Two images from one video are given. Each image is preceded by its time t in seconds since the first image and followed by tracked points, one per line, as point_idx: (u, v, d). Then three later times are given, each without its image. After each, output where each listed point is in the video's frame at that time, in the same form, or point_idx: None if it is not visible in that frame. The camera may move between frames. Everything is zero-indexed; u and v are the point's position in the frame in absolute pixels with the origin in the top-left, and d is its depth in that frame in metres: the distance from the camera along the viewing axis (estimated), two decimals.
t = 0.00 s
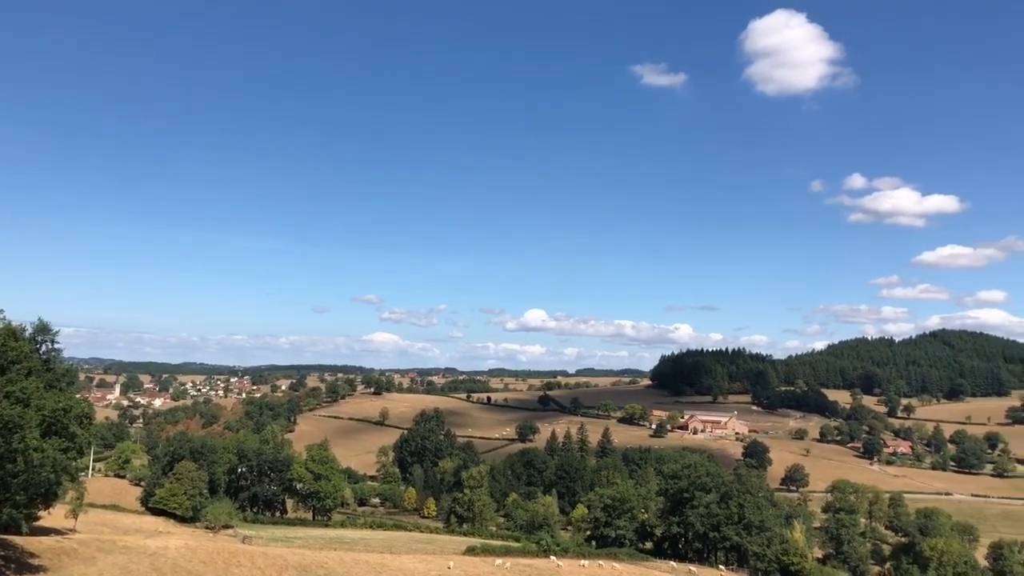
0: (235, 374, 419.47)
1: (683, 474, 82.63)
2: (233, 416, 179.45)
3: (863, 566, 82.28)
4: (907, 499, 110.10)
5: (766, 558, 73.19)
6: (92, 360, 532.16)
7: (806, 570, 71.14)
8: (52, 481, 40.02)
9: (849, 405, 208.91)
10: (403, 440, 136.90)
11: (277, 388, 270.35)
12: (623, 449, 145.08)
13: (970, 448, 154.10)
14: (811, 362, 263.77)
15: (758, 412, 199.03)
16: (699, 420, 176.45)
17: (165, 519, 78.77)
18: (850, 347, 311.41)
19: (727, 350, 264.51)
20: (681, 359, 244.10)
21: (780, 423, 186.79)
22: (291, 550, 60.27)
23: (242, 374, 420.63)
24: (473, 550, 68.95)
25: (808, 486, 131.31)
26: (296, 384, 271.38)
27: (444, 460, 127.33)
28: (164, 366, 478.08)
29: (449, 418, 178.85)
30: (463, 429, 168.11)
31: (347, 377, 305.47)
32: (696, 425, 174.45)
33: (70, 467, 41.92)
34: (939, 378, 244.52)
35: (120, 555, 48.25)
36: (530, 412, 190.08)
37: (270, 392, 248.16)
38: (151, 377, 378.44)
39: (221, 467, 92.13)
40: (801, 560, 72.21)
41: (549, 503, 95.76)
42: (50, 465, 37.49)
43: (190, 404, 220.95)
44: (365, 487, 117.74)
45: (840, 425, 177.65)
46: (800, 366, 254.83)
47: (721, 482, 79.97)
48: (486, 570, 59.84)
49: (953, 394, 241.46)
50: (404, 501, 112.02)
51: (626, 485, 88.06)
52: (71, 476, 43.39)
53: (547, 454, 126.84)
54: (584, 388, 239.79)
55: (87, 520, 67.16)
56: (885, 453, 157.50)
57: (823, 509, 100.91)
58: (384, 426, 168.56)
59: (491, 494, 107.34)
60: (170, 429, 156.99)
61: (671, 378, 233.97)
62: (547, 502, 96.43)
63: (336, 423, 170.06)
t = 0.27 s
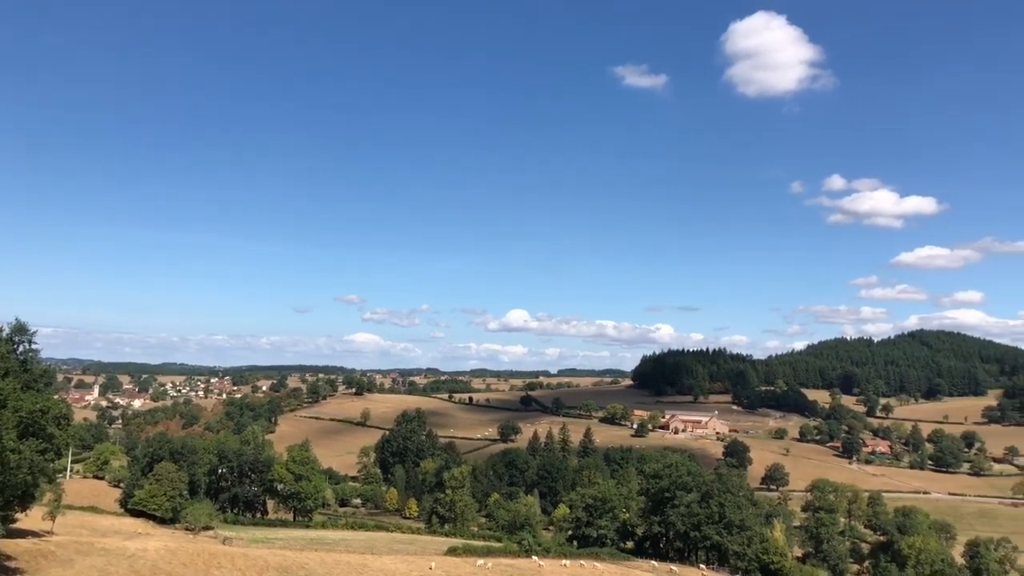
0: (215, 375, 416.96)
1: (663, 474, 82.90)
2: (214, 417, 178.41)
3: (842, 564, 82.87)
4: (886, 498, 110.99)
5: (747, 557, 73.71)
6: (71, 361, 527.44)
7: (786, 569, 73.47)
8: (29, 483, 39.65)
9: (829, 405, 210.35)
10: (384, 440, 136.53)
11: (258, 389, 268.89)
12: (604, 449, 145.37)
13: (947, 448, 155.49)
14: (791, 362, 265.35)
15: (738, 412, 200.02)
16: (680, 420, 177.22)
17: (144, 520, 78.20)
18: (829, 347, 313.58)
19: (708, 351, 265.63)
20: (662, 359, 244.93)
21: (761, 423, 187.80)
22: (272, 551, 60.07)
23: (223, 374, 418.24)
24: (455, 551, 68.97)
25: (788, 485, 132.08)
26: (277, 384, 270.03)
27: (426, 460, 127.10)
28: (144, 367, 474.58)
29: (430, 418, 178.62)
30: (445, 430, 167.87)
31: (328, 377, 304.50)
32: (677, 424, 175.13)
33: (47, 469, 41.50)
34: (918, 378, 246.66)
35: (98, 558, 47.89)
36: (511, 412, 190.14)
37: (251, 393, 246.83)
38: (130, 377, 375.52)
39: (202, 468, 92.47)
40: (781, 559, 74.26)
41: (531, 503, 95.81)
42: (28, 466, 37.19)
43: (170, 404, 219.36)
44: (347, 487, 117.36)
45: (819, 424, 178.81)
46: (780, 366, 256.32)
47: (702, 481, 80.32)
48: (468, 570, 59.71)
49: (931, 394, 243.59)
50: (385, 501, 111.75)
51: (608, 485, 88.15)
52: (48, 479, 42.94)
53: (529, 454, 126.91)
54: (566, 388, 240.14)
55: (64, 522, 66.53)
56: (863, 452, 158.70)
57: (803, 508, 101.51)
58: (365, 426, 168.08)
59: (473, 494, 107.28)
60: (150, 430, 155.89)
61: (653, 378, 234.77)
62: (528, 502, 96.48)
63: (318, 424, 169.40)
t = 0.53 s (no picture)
0: (193, 375, 414.10)
1: (643, 474, 83.21)
2: (192, 418, 177.22)
3: (820, 563, 83.55)
4: (863, 497, 111.94)
5: (726, 556, 74.34)
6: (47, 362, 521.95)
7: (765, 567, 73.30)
8: (4, 485, 39.32)
9: (807, 404, 211.83)
10: (364, 441, 136.08)
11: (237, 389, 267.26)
12: (584, 448, 145.70)
13: (924, 446, 156.95)
14: (770, 362, 267.07)
15: (717, 411, 201.04)
16: (660, 419, 177.89)
17: (122, 522, 77.53)
18: (807, 347, 315.86)
19: (687, 351, 266.83)
20: (642, 359, 245.79)
21: (740, 422, 188.84)
22: (251, 552, 59.77)
23: (202, 375, 415.45)
24: (435, 551, 68.86)
25: (766, 484, 132.87)
26: (256, 385, 268.47)
27: (406, 461, 126.88)
28: (121, 368, 470.49)
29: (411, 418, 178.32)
30: (425, 430, 167.60)
31: (308, 377, 303.22)
32: (656, 424, 175.83)
33: (22, 471, 41.09)
34: (895, 378, 248.96)
35: (75, 560, 47.49)
36: (492, 412, 190.16)
37: (229, 393, 245.30)
38: (107, 378, 372.11)
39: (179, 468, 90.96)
40: (761, 558, 74.19)
41: (511, 504, 95.88)
42: (3, 467, 36.94)
43: (148, 405, 217.54)
44: (326, 488, 116.95)
45: (798, 423, 180.03)
46: (759, 366, 257.90)
47: (681, 481, 80.72)
48: (448, 570, 59.66)
49: (908, 393, 245.83)
50: (365, 502, 111.44)
51: (588, 484, 88.32)
52: (24, 480, 42.54)
53: (509, 454, 126.95)
54: (546, 388, 240.39)
55: (40, 524, 65.81)
56: (841, 451, 159.95)
57: (782, 507, 102.22)
58: (345, 427, 167.51)
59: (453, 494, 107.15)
60: (127, 431, 154.64)
61: (633, 378, 235.60)
62: (509, 502, 96.56)
63: (297, 424, 168.62)
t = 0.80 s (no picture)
0: (170, 374, 410.72)
1: (622, 472, 83.52)
2: (169, 417, 175.80)
3: (797, 560, 84.21)
4: (839, 495, 112.84)
5: (704, 554, 74.79)
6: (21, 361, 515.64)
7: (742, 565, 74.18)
8: None
9: (784, 403, 213.31)
10: (342, 440, 135.55)
11: (214, 388, 265.25)
12: (563, 447, 145.94)
13: (899, 444, 158.54)
14: (748, 361, 268.73)
15: (695, 410, 201.98)
16: (638, 418, 178.45)
17: (96, 522, 76.79)
18: (785, 346, 318.06)
19: (666, 350, 267.90)
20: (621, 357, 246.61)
21: (718, 421, 189.79)
22: (228, 552, 59.43)
23: (179, 373, 412.10)
24: (414, 550, 68.76)
25: (744, 482, 133.63)
26: (233, 384, 266.62)
27: (385, 460, 126.61)
28: (97, 366, 465.78)
29: (389, 417, 177.93)
30: (404, 429, 167.12)
31: (286, 376, 301.66)
32: (635, 423, 176.53)
33: None
34: (870, 376, 251.21)
35: (49, 561, 47.04)
36: (471, 412, 190.12)
37: (206, 392, 243.46)
38: (82, 377, 368.14)
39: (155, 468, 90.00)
40: (737, 556, 74.94)
41: (490, 502, 95.91)
42: None
43: (124, 404, 215.50)
44: (304, 487, 116.52)
45: (775, 422, 181.20)
46: (737, 365, 259.35)
47: (660, 479, 81.09)
48: (427, 569, 59.58)
49: (884, 392, 248.15)
50: (344, 501, 111.14)
51: (567, 483, 88.46)
52: None
53: (489, 453, 127.01)
54: (525, 387, 240.33)
55: (13, 525, 65.03)
56: (818, 449, 161.21)
57: (759, 505, 102.92)
58: (323, 426, 166.81)
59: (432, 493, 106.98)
60: (102, 431, 153.17)
61: (611, 376, 236.39)
62: (488, 500, 96.59)
63: (275, 423, 167.72)
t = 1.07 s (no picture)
0: (144, 372, 406.93)
1: (599, 471, 83.85)
2: (143, 415, 174.24)
3: (771, 558, 84.83)
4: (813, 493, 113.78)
5: (679, 552, 75.02)
6: None
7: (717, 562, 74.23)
8: None
9: (759, 402, 214.90)
10: (319, 438, 135.00)
11: (189, 386, 263.13)
12: (540, 445, 146.23)
13: (872, 443, 160.22)
14: (724, 359, 270.43)
15: (672, 409, 202.94)
16: (615, 417, 179.13)
17: (69, 521, 75.98)
18: (760, 345, 320.46)
19: (643, 349, 268.96)
20: (598, 356, 247.36)
21: (694, 420, 190.80)
22: (202, 551, 58.99)
23: (153, 371, 408.37)
24: (390, 549, 68.60)
25: (719, 481, 134.39)
26: (208, 382, 264.53)
27: (361, 458, 126.22)
28: (69, 364, 460.59)
29: (366, 416, 177.41)
30: (381, 428, 166.59)
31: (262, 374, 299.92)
32: (612, 421, 177.19)
33: None
34: (845, 376, 253.56)
35: (20, 560, 46.53)
36: (448, 410, 190.01)
37: (181, 391, 241.47)
38: (54, 374, 363.63)
39: (129, 467, 88.97)
40: (712, 553, 75.07)
41: (467, 501, 95.90)
42: None
43: (96, 402, 213.23)
44: (280, 486, 115.96)
45: (750, 420, 182.54)
46: (713, 364, 260.90)
47: (636, 477, 81.47)
48: (403, 568, 59.45)
49: (858, 391, 250.63)
50: (320, 500, 110.74)
51: (544, 481, 88.63)
52: None
53: (466, 451, 127.03)
54: (503, 385, 240.28)
55: None
56: (793, 448, 162.48)
57: (734, 503, 103.63)
58: (300, 424, 166.06)
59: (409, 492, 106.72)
60: (75, 429, 151.58)
61: (589, 375, 237.09)
62: (465, 499, 96.56)
63: (251, 422, 166.72)
